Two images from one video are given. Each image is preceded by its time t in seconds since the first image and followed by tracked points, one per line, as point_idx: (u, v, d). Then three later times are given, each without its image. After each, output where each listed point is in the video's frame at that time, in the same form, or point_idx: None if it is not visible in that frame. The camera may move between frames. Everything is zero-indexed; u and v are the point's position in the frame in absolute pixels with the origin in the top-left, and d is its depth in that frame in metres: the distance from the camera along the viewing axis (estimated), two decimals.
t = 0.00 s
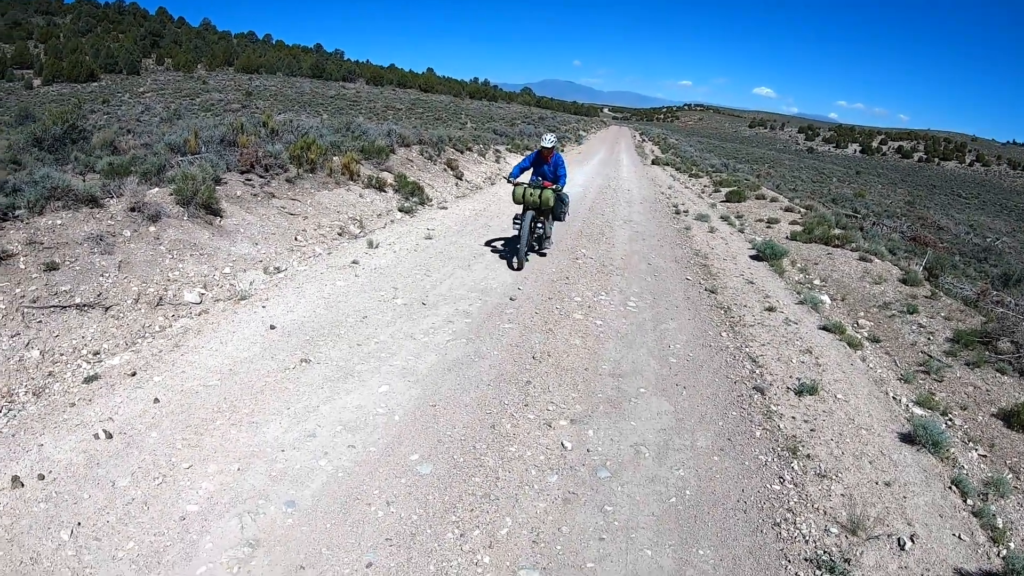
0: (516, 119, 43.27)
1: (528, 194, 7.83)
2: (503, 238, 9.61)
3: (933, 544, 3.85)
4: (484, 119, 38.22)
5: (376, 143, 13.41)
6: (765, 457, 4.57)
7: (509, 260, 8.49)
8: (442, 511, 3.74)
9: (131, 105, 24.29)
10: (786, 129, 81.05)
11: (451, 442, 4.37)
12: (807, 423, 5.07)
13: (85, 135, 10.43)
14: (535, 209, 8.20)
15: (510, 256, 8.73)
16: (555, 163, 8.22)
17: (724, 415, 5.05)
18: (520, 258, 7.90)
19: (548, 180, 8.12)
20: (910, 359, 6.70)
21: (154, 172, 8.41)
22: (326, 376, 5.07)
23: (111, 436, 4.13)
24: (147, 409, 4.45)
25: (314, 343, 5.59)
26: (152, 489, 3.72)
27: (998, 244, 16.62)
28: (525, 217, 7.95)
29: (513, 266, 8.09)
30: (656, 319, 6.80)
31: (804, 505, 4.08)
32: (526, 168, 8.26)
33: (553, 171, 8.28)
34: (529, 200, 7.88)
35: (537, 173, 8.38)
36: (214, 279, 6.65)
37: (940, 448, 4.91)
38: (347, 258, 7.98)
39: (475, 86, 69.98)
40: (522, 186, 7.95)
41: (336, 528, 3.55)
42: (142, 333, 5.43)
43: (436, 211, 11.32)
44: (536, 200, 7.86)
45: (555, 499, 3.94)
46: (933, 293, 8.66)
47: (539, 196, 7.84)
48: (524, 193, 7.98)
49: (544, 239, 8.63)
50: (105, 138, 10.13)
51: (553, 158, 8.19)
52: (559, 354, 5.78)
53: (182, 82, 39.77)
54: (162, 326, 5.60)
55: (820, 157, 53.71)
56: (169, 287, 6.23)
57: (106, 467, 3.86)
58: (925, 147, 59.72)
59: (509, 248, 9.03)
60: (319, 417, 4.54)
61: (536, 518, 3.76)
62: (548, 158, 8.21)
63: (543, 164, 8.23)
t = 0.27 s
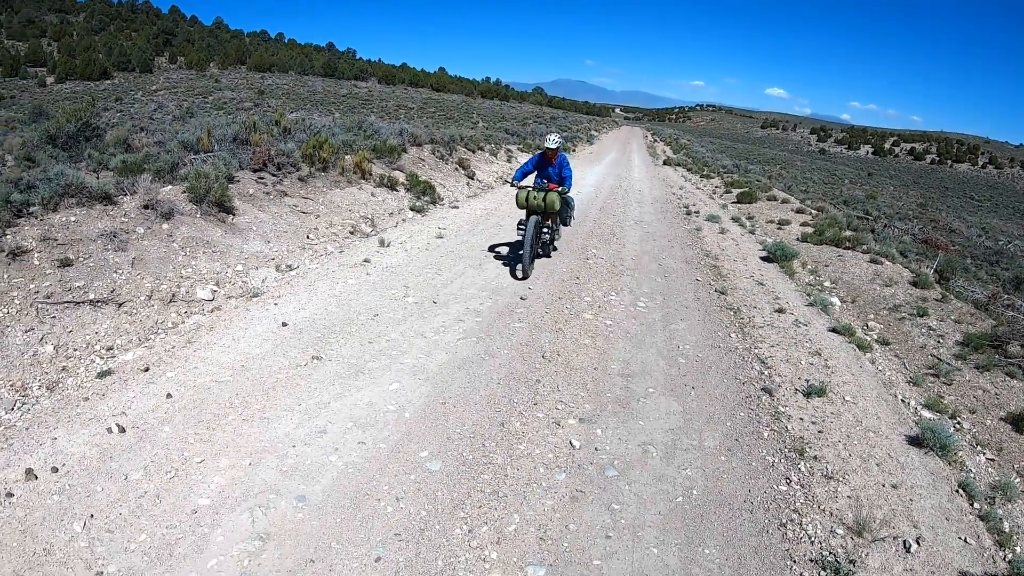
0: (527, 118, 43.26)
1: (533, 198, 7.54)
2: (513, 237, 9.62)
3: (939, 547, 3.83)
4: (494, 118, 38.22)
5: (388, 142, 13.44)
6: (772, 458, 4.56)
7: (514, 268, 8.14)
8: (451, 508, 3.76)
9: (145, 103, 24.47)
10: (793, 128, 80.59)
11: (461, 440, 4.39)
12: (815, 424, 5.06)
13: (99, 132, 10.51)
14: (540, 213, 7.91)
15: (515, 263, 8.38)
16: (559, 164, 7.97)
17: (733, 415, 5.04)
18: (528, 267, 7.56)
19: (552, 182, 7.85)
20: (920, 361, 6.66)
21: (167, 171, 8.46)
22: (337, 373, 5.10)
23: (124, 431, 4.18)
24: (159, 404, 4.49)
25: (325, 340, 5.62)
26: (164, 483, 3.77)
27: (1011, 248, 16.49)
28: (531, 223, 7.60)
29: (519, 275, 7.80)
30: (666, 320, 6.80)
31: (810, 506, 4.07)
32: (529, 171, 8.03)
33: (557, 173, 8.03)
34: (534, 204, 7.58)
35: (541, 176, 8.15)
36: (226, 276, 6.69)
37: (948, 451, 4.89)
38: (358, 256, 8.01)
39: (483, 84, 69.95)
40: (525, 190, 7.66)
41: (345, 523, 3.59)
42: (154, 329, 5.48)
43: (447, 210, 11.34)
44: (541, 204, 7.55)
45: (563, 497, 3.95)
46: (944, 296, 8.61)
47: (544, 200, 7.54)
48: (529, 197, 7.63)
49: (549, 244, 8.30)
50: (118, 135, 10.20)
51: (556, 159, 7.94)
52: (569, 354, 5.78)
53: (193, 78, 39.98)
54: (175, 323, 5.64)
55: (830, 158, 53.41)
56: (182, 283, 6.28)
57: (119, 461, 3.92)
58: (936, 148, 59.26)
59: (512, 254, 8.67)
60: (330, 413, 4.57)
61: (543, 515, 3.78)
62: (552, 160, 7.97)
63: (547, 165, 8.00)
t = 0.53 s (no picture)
0: (540, 123, 43.36)
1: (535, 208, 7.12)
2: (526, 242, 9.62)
3: (950, 557, 3.80)
4: (507, 122, 38.27)
5: (402, 147, 13.51)
6: (782, 465, 4.54)
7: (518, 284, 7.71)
8: (459, 510, 3.78)
9: (163, 108, 24.78)
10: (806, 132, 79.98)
11: (470, 444, 4.40)
12: (826, 432, 5.03)
13: (116, 136, 10.64)
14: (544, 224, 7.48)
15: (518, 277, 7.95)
16: (566, 170, 7.59)
17: (743, 422, 5.02)
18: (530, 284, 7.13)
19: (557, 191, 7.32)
20: (932, 369, 6.60)
21: (183, 174, 8.53)
22: (349, 376, 5.13)
23: (137, 430, 4.25)
24: (171, 404, 4.54)
25: (337, 344, 5.66)
26: (175, 481, 3.84)
27: None
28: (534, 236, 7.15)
29: (523, 292, 7.37)
30: (678, 326, 6.77)
31: (819, 514, 4.05)
32: (535, 178, 7.69)
33: (564, 179, 7.65)
34: (537, 215, 7.15)
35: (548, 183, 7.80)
36: (240, 279, 6.76)
37: (960, 460, 4.84)
38: (372, 260, 8.05)
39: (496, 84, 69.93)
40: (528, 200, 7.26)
41: (354, 523, 3.62)
42: (169, 331, 5.54)
43: (462, 215, 11.38)
44: (544, 214, 7.12)
45: (571, 501, 3.96)
46: (958, 303, 8.53)
47: (547, 210, 7.10)
48: (531, 207, 7.15)
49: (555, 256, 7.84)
50: (135, 139, 10.32)
51: (564, 164, 7.57)
52: (580, 359, 5.78)
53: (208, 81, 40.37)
54: (189, 325, 5.70)
55: (844, 162, 52.96)
56: (196, 286, 6.34)
57: (131, 459, 3.99)
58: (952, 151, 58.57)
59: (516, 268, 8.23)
60: (341, 416, 4.60)
61: (551, 519, 3.79)
62: (559, 166, 7.61)
63: (554, 172, 7.64)
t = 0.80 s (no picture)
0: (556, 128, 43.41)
1: (537, 217, 6.60)
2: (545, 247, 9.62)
3: (968, 565, 3.74)
4: (522, 127, 38.33)
5: (422, 152, 13.58)
6: (801, 471, 4.51)
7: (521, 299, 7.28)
8: (479, 512, 3.79)
9: (186, 111, 25.13)
10: (822, 139, 79.51)
11: (490, 446, 4.41)
12: (845, 439, 4.98)
13: (139, 138, 10.80)
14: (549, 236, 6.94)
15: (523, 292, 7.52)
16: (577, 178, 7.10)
17: (762, 428, 4.99)
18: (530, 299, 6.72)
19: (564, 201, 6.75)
20: (953, 377, 6.51)
21: (205, 176, 8.61)
22: (369, 378, 5.16)
23: (158, 428, 4.31)
24: (193, 403, 4.59)
25: (357, 345, 5.69)
26: (195, 479, 3.89)
27: None
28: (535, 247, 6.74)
29: (523, 308, 6.94)
30: (698, 332, 6.74)
31: (838, 521, 4.01)
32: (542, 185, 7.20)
33: (575, 188, 7.13)
34: (539, 225, 6.62)
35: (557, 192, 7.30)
36: (261, 281, 6.82)
37: (980, 469, 4.77)
38: (392, 263, 8.10)
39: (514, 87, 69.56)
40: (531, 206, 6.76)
41: (375, 523, 3.65)
42: (190, 331, 5.61)
43: (482, 219, 11.41)
44: (546, 224, 6.56)
45: (591, 504, 3.96)
46: (980, 311, 8.41)
47: (549, 219, 6.55)
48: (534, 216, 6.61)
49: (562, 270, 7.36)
50: (157, 141, 10.47)
51: (575, 170, 7.08)
52: (600, 364, 5.77)
53: (227, 83, 40.83)
54: (210, 325, 5.76)
55: (861, 167, 52.45)
56: (218, 287, 6.41)
57: (153, 456, 4.05)
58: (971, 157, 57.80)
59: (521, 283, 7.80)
60: (361, 417, 4.63)
61: (571, 522, 3.79)
62: (569, 173, 7.13)
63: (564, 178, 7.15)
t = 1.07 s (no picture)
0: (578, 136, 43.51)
1: (547, 233, 6.48)
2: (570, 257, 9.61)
3: None
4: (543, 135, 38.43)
5: (449, 158, 13.68)
6: (823, 488, 4.46)
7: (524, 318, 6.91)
8: (500, 520, 3.81)
9: (214, 113, 25.59)
10: (842, 152, 78.82)
11: (513, 454, 4.42)
12: (868, 457, 4.93)
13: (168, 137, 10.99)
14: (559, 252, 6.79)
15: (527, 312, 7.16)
16: (590, 189, 6.97)
17: (784, 443, 4.95)
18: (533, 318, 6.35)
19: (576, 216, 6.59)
20: (976, 398, 6.41)
21: (232, 176, 8.71)
22: (393, 382, 5.19)
23: (182, 424, 4.38)
24: (217, 401, 4.67)
25: (382, 349, 5.73)
26: (218, 476, 3.95)
27: None
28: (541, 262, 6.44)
29: (525, 327, 6.64)
30: (721, 345, 6.70)
31: (859, 539, 3.95)
32: (556, 199, 7.11)
33: (588, 200, 7.01)
34: (549, 240, 6.49)
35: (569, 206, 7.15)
36: (287, 282, 6.90)
37: (1002, 490, 4.67)
38: (417, 269, 8.14)
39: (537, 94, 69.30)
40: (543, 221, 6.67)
41: (396, 527, 3.68)
42: (215, 329, 5.69)
43: (507, 227, 11.45)
44: (557, 239, 6.42)
45: (612, 515, 3.95)
46: (1005, 331, 8.28)
47: (559, 236, 6.41)
48: (543, 231, 6.50)
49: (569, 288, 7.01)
50: (186, 141, 10.64)
51: (587, 182, 6.96)
52: (624, 375, 5.75)
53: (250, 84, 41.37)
54: (235, 324, 5.83)
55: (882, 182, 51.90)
56: (243, 287, 6.49)
57: (176, 452, 4.12)
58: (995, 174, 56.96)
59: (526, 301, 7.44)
60: (384, 421, 4.66)
61: (592, 533, 3.78)
62: (582, 184, 7.01)
63: (576, 190, 7.03)
